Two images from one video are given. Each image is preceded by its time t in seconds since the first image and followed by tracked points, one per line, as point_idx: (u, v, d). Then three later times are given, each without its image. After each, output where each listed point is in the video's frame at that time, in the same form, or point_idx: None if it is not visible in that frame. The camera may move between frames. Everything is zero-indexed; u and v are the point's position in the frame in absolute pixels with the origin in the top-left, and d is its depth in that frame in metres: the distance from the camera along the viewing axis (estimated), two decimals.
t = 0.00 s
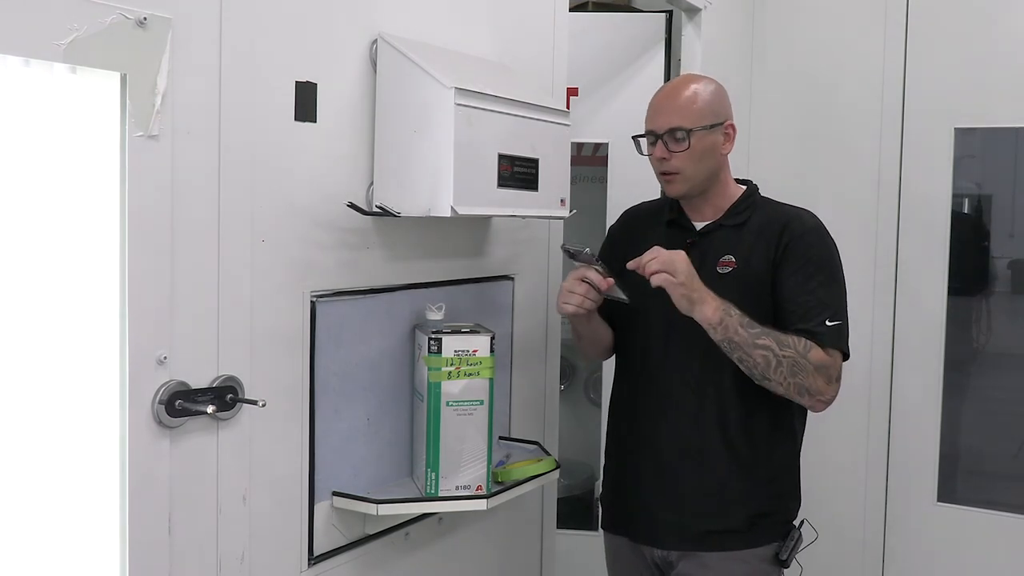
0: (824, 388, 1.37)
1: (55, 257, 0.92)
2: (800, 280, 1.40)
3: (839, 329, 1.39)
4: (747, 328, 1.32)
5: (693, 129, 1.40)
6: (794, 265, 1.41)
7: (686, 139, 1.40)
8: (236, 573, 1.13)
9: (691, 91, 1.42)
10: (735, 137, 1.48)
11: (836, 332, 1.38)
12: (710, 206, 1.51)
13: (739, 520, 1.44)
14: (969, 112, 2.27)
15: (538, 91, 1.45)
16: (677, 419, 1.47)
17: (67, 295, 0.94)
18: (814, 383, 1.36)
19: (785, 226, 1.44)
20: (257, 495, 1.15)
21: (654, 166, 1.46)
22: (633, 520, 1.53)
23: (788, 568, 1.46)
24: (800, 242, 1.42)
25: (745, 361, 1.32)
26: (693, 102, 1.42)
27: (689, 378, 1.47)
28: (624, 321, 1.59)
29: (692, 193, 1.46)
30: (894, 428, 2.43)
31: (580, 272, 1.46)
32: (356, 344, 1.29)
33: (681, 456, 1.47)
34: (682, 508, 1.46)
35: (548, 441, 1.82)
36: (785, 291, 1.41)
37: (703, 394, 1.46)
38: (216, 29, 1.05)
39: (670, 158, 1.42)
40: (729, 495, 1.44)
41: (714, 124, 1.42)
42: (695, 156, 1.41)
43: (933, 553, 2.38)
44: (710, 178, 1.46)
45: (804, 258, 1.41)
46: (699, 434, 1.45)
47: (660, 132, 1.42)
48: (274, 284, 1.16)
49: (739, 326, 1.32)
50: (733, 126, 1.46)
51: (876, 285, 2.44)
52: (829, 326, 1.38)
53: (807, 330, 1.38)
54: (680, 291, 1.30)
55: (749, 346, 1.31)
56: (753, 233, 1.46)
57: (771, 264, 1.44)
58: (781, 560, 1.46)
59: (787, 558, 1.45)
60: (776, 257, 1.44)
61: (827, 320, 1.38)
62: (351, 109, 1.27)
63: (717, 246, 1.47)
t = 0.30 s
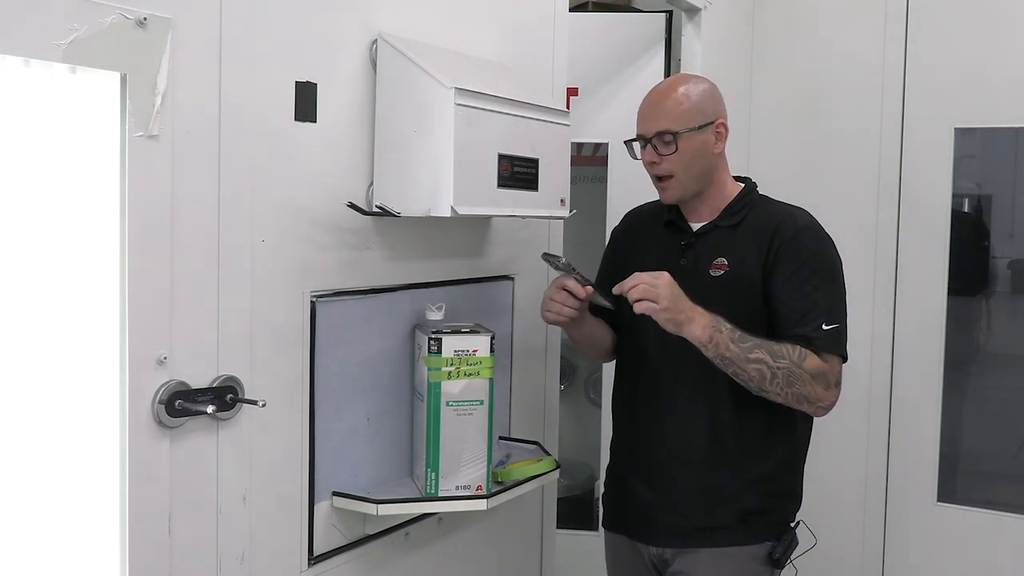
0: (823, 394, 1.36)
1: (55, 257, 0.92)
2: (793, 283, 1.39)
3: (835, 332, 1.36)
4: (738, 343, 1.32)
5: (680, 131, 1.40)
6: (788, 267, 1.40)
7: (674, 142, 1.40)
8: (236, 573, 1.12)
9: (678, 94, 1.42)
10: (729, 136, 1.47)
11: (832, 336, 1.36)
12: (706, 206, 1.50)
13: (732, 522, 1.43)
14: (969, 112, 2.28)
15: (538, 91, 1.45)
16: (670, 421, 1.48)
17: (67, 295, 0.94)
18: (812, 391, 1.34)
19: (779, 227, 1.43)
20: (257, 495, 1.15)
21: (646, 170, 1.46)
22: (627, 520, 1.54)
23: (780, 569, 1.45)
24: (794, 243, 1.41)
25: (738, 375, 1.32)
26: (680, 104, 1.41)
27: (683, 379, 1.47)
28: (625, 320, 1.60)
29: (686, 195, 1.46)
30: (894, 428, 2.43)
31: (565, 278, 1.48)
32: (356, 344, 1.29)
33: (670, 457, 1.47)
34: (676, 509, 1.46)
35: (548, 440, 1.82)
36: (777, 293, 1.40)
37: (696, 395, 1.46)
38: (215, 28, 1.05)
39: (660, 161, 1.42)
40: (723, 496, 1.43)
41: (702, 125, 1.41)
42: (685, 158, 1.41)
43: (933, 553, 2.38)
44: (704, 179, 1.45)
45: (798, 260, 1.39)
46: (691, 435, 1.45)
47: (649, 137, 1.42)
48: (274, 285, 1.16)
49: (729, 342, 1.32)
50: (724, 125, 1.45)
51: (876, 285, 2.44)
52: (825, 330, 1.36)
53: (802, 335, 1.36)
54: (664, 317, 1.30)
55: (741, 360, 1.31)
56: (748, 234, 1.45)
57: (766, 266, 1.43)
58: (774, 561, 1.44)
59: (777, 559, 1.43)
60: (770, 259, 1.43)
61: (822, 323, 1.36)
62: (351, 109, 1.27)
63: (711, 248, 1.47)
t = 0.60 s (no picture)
0: (840, 404, 1.33)
1: (55, 256, 0.92)
2: (794, 284, 1.35)
3: (842, 334, 1.33)
4: (739, 380, 1.28)
5: (683, 124, 1.40)
6: (788, 268, 1.36)
7: (677, 135, 1.40)
8: (236, 573, 1.12)
9: (683, 86, 1.42)
10: (734, 131, 1.46)
11: (840, 338, 1.32)
12: (706, 203, 1.49)
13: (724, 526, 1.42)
14: (969, 112, 2.28)
15: (538, 91, 1.45)
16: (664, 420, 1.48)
17: (67, 295, 0.94)
18: (826, 403, 1.32)
19: (780, 227, 1.40)
20: (257, 495, 1.15)
21: (647, 162, 1.46)
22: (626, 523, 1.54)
23: None
24: (792, 243, 1.37)
25: (748, 408, 1.30)
26: (684, 97, 1.41)
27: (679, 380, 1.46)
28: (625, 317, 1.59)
29: (685, 190, 1.45)
30: (894, 428, 2.43)
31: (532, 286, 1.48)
32: (356, 344, 1.29)
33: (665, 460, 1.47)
34: (670, 510, 1.46)
35: (548, 440, 1.82)
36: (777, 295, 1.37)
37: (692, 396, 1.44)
38: (215, 29, 1.05)
39: (661, 154, 1.42)
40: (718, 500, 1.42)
41: (706, 120, 1.41)
42: (687, 151, 1.41)
43: (933, 553, 2.38)
44: (705, 175, 1.45)
45: (799, 261, 1.36)
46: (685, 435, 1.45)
47: (652, 128, 1.42)
48: (274, 285, 1.16)
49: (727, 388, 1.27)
50: (729, 122, 1.45)
51: (876, 285, 2.44)
52: (834, 334, 1.32)
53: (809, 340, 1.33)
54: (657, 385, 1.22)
55: (747, 396, 1.28)
56: (746, 233, 1.43)
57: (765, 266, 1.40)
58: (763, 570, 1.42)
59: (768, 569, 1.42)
60: (768, 259, 1.39)
61: (831, 327, 1.33)
62: (351, 109, 1.27)
63: (709, 246, 1.45)
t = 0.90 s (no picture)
0: (821, 419, 1.28)
1: (54, 256, 0.92)
2: (786, 289, 1.31)
3: (833, 346, 1.28)
4: (712, 383, 1.24)
5: (691, 119, 1.33)
6: (782, 272, 1.32)
7: (683, 130, 1.34)
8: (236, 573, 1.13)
9: (693, 76, 1.35)
10: (745, 128, 1.39)
11: (829, 350, 1.27)
12: (712, 199, 1.46)
13: (715, 538, 1.39)
14: (969, 112, 2.28)
15: (539, 91, 1.45)
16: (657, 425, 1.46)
17: (67, 295, 0.94)
18: (803, 416, 1.28)
19: (778, 227, 1.36)
20: (257, 496, 1.15)
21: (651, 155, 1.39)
22: (625, 528, 1.53)
23: None
24: (789, 246, 1.33)
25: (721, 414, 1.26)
26: (693, 89, 1.34)
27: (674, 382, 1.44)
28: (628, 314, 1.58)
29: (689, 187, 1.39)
30: (894, 428, 2.43)
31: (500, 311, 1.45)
32: (356, 344, 1.29)
33: (661, 467, 1.44)
34: (662, 517, 1.44)
35: (548, 440, 1.82)
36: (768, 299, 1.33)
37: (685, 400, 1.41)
38: (215, 29, 1.05)
39: (667, 149, 1.35)
40: (709, 510, 1.39)
41: (715, 115, 1.34)
42: (693, 148, 1.34)
43: (933, 553, 2.38)
44: (711, 173, 1.38)
45: (793, 265, 1.32)
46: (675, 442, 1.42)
47: (657, 120, 1.35)
48: (274, 285, 1.16)
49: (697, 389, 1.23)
50: (740, 117, 1.38)
51: (876, 284, 2.44)
52: (820, 345, 1.27)
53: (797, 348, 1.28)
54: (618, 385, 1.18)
55: (719, 401, 1.24)
56: (743, 234, 1.39)
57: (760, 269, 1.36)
58: None
59: None
60: (763, 261, 1.36)
61: (817, 337, 1.28)
62: (351, 109, 1.27)
63: (706, 246, 1.43)
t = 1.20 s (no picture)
0: (712, 411, 1.20)
1: (55, 256, 0.92)
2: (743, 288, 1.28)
3: (761, 348, 1.23)
4: (598, 355, 1.20)
5: (702, 121, 1.32)
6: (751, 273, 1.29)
7: (694, 133, 1.33)
8: (236, 573, 1.13)
9: (705, 76, 1.33)
10: (761, 127, 1.37)
11: (755, 350, 1.23)
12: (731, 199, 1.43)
13: (705, 546, 1.38)
14: (969, 112, 2.28)
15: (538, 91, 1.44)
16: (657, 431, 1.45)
17: (67, 295, 0.94)
18: (692, 404, 1.20)
19: (774, 230, 1.32)
20: (257, 496, 1.15)
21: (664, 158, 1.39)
22: (627, 530, 1.53)
23: None
24: (772, 249, 1.29)
25: (606, 391, 1.20)
26: (704, 90, 1.33)
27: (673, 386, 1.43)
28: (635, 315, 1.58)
29: (703, 189, 1.39)
30: (894, 428, 2.43)
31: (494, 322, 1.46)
32: (356, 344, 1.29)
33: (661, 470, 1.44)
34: (660, 521, 1.44)
35: (548, 440, 1.82)
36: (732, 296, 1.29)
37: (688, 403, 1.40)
38: (215, 29, 1.05)
39: (679, 152, 1.35)
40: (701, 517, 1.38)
41: (728, 117, 1.33)
42: (705, 151, 1.33)
43: (933, 553, 2.38)
44: (726, 175, 1.37)
45: (759, 268, 1.28)
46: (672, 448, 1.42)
47: (669, 123, 1.34)
48: (274, 285, 1.16)
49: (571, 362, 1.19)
50: (755, 116, 1.35)
51: (876, 284, 2.44)
52: (744, 340, 1.23)
53: (721, 339, 1.24)
54: (495, 345, 1.16)
55: (605, 375, 1.19)
56: (742, 237, 1.36)
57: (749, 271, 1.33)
58: None
59: None
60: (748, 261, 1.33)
61: (746, 332, 1.23)
62: (351, 109, 1.27)
63: (709, 248, 1.41)
